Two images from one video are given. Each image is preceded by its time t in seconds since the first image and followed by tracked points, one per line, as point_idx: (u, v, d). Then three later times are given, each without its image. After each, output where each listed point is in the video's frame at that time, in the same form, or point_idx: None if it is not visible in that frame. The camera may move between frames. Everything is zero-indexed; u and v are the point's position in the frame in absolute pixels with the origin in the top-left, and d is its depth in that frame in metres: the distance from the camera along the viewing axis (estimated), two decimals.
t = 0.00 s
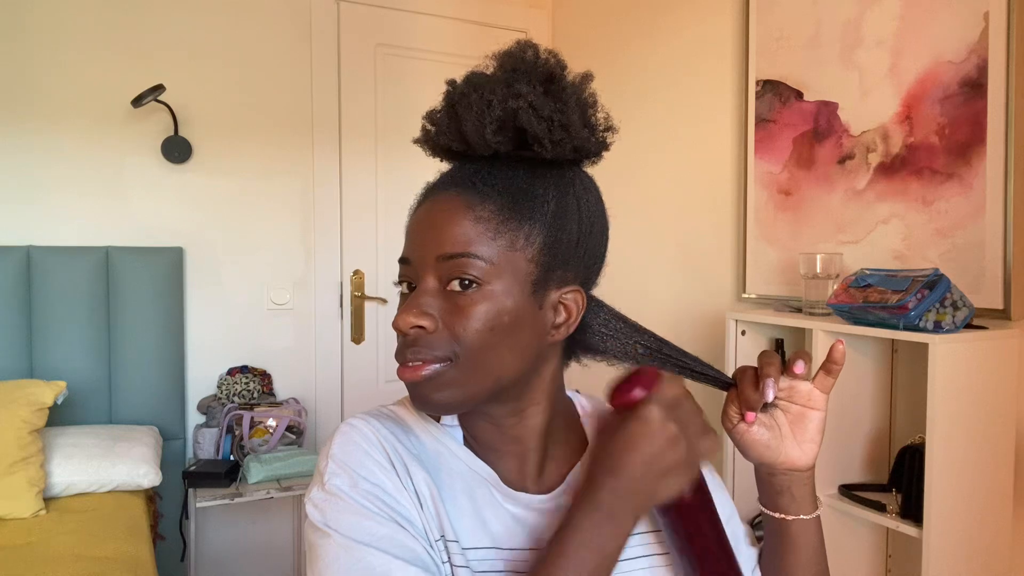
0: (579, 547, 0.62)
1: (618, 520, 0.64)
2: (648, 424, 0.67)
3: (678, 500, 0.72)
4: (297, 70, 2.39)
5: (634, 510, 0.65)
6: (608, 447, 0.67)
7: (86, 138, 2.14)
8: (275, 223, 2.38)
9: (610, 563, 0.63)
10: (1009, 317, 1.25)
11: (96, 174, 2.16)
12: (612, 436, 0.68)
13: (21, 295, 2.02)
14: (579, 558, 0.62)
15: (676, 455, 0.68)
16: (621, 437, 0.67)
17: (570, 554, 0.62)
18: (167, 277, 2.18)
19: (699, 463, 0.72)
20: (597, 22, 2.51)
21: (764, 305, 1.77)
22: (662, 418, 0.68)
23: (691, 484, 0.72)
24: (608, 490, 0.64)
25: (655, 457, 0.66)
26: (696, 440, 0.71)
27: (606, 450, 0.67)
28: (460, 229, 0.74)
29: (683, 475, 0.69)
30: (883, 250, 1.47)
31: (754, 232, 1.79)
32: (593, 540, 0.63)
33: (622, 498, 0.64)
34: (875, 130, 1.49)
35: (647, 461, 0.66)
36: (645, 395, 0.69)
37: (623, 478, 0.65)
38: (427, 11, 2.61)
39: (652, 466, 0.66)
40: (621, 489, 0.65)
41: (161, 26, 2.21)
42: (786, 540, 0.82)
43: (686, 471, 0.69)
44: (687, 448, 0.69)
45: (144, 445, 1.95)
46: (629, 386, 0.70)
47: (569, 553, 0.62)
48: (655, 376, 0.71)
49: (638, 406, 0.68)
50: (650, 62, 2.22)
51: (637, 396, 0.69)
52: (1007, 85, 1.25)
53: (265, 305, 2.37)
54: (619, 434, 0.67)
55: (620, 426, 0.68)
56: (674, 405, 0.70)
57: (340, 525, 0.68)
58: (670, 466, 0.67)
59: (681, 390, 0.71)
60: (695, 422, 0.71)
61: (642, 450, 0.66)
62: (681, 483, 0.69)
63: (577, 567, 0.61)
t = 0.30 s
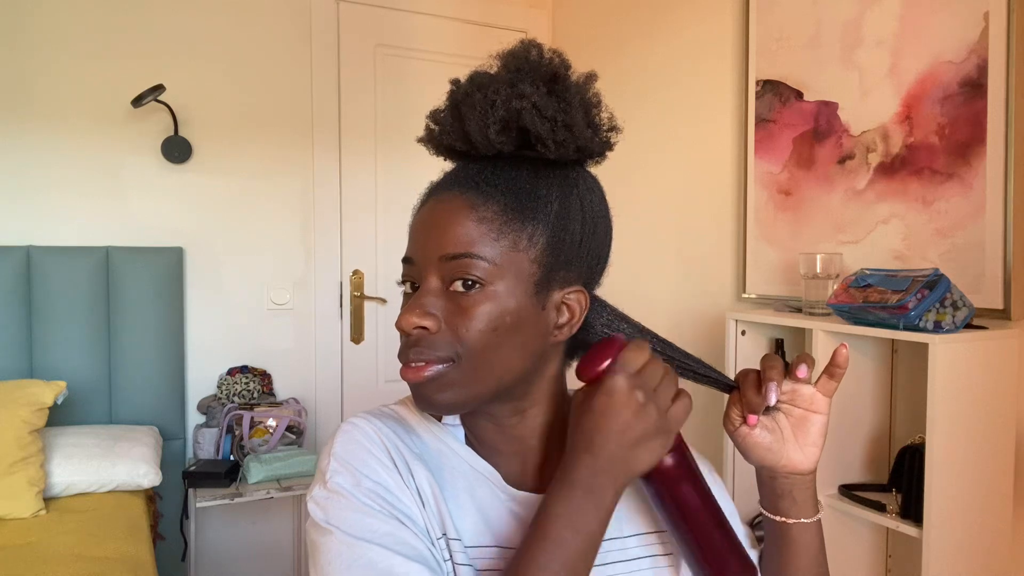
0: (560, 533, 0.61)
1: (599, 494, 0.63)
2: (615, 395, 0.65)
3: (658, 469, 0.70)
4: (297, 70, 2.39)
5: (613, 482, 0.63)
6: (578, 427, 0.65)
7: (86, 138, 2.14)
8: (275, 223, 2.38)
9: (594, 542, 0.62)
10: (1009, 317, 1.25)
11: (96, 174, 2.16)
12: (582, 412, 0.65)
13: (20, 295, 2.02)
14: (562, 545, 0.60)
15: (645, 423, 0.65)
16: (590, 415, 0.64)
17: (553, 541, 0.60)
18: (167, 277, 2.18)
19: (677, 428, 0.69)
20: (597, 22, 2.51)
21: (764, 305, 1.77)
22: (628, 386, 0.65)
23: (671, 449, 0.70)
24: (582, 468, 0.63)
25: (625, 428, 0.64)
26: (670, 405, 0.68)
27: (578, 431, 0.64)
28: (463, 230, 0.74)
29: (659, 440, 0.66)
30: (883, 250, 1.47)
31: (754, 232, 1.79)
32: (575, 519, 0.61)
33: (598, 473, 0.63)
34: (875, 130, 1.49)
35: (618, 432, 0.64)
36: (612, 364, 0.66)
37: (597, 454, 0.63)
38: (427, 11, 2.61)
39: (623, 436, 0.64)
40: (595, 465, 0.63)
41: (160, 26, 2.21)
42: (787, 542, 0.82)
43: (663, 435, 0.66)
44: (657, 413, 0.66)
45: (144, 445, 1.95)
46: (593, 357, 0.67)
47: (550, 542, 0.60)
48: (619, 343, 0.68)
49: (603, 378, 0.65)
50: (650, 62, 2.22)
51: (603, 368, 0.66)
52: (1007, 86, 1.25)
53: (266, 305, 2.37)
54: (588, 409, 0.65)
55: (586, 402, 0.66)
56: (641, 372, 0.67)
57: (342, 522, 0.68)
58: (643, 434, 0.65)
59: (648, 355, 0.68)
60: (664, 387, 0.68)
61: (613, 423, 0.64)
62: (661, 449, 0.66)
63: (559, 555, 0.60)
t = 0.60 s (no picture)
0: (585, 548, 0.62)
1: (625, 528, 0.63)
2: (657, 432, 0.67)
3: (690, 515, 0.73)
4: (297, 71, 2.39)
5: (641, 515, 0.64)
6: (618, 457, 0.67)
7: (86, 138, 2.14)
8: (275, 223, 2.38)
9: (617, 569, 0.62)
10: (1009, 317, 1.25)
11: (97, 175, 2.16)
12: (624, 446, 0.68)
13: (20, 295, 2.02)
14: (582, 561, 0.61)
15: (685, 465, 0.67)
16: (632, 447, 0.67)
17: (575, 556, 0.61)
18: (167, 277, 2.18)
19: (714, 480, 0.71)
20: (597, 22, 2.51)
21: (764, 305, 1.77)
22: (672, 427, 0.68)
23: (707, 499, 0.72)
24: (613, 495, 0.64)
25: (663, 465, 0.66)
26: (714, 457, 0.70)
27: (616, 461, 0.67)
28: (463, 231, 0.74)
29: (693, 486, 0.68)
30: (882, 250, 1.47)
31: (754, 232, 1.79)
32: (599, 543, 0.62)
33: (630, 506, 0.64)
34: (875, 130, 1.49)
35: (655, 467, 0.66)
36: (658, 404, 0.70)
37: (630, 486, 0.65)
38: (427, 11, 2.61)
39: (660, 473, 0.66)
40: (629, 495, 0.64)
41: (161, 26, 2.21)
42: (786, 542, 0.82)
43: (698, 483, 0.68)
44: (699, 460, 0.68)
45: (144, 445, 1.95)
46: (642, 394, 0.71)
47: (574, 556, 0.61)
48: (670, 384, 0.71)
49: (649, 412, 0.70)
50: (650, 62, 2.22)
51: (650, 403, 0.70)
52: (1007, 85, 1.25)
53: (265, 305, 2.37)
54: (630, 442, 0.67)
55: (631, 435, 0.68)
56: (690, 417, 0.69)
57: (341, 526, 0.68)
58: (678, 476, 0.67)
59: (700, 400, 0.71)
60: (711, 436, 0.70)
61: (650, 457, 0.66)
62: (692, 497, 0.68)
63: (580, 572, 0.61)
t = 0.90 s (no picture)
0: (580, 539, 0.61)
1: (617, 514, 0.63)
2: (648, 418, 0.66)
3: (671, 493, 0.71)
4: (297, 71, 2.39)
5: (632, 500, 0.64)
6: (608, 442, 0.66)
7: (86, 138, 2.14)
8: (275, 223, 2.38)
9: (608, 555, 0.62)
10: (1009, 317, 1.25)
11: (97, 175, 2.16)
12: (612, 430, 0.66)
13: (20, 295, 2.02)
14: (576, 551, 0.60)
15: (674, 448, 0.66)
16: (621, 432, 0.65)
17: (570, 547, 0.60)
18: (167, 277, 2.18)
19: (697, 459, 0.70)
20: (597, 22, 2.51)
21: (764, 305, 1.77)
22: (661, 412, 0.66)
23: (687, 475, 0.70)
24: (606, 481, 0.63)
25: (654, 450, 0.65)
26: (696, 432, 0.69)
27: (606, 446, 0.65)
28: (458, 232, 0.74)
29: (679, 468, 0.67)
30: (882, 250, 1.47)
31: (754, 232, 1.79)
32: (596, 532, 0.61)
33: (620, 492, 0.63)
34: (875, 130, 1.49)
35: (647, 453, 0.65)
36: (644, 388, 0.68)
37: (622, 473, 0.64)
38: (427, 11, 2.61)
39: (650, 457, 0.65)
40: (621, 481, 0.63)
41: (161, 26, 2.21)
42: (786, 541, 0.82)
43: (684, 465, 0.68)
44: (686, 442, 0.68)
45: (144, 445, 1.95)
46: (628, 378, 0.68)
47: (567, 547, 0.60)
48: (654, 367, 0.69)
49: (635, 398, 0.67)
50: (650, 62, 2.22)
51: (636, 388, 0.67)
52: (1007, 85, 1.25)
53: (265, 305, 2.37)
54: (619, 429, 0.66)
55: (619, 421, 0.67)
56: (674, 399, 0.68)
57: (343, 524, 0.68)
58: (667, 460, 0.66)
59: (682, 382, 0.69)
60: (695, 417, 0.69)
61: (643, 442, 0.65)
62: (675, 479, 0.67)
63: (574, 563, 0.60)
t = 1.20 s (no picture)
0: (561, 523, 0.60)
1: (597, 487, 0.62)
2: (608, 385, 0.63)
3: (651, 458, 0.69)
4: (297, 71, 2.39)
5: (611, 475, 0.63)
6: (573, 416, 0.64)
7: (86, 138, 2.14)
8: (275, 223, 2.38)
9: (592, 533, 0.61)
10: (1009, 317, 1.25)
11: (97, 175, 2.16)
12: (574, 401, 0.64)
13: (21, 295, 2.02)
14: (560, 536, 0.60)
15: (643, 411, 0.64)
16: (585, 404, 0.63)
17: (553, 533, 0.60)
18: (167, 277, 2.18)
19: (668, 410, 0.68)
20: (597, 22, 2.51)
21: (764, 305, 1.77)
22: (623, 375, 0.64)
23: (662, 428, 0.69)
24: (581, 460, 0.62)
25: (621, 418, 0.63)
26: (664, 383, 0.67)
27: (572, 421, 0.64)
28: (457, 231, 0.74)
29: (652, 426, 0.66)
30: (882, 250, 1.47)
31: (754, 232, 1.79)
32: (575, 511, 0.61)
33: (595, 466, 0.62)
34: (875, 130, 1.49)
35: (614, 423, 0.63)
36: (598, 352, 0.65)
37: (593, 446, 0.62)
38: (427, 11, 2.61)
39: (619, 426, 0.63)
40: (593, 456, 0.62)
41: (161, 26, 2.21)
42: (785, 540, 0.82)
43: (656, 423, 0.66)
44: (654, 399, 0.66)
45: (144, 445, 1.95)
46: (580, 346, 0.65)
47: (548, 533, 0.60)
48: (604, 329, 0.66)
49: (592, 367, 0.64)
50: (650, 62, 2.22)
51: (590, 356, 0.65)
52: (1007, 85, 1.25)
53: (266, 305, 2.38)
54: (582, 399, 0.64)
55: (581, 391, 0.64)
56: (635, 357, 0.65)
57: (341, 524, 0.68)
58: (638, 423, 0.64)
59: (636, 331, 0.66)
60: (658, 363, 0.66)
61: (608, 412, 0.63)
62: (652, 435, 0.66)
63: (558, 549, 0.59)
